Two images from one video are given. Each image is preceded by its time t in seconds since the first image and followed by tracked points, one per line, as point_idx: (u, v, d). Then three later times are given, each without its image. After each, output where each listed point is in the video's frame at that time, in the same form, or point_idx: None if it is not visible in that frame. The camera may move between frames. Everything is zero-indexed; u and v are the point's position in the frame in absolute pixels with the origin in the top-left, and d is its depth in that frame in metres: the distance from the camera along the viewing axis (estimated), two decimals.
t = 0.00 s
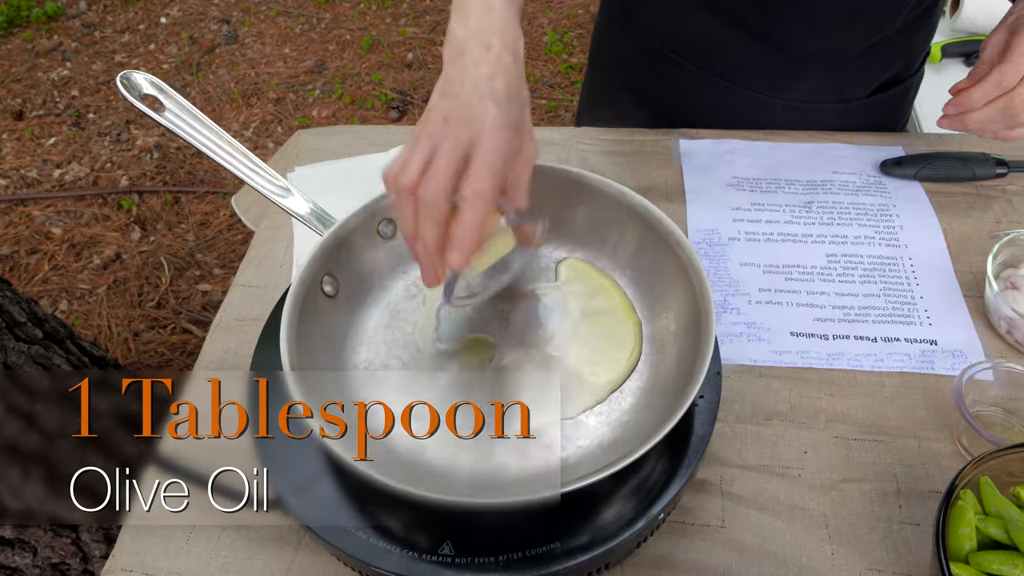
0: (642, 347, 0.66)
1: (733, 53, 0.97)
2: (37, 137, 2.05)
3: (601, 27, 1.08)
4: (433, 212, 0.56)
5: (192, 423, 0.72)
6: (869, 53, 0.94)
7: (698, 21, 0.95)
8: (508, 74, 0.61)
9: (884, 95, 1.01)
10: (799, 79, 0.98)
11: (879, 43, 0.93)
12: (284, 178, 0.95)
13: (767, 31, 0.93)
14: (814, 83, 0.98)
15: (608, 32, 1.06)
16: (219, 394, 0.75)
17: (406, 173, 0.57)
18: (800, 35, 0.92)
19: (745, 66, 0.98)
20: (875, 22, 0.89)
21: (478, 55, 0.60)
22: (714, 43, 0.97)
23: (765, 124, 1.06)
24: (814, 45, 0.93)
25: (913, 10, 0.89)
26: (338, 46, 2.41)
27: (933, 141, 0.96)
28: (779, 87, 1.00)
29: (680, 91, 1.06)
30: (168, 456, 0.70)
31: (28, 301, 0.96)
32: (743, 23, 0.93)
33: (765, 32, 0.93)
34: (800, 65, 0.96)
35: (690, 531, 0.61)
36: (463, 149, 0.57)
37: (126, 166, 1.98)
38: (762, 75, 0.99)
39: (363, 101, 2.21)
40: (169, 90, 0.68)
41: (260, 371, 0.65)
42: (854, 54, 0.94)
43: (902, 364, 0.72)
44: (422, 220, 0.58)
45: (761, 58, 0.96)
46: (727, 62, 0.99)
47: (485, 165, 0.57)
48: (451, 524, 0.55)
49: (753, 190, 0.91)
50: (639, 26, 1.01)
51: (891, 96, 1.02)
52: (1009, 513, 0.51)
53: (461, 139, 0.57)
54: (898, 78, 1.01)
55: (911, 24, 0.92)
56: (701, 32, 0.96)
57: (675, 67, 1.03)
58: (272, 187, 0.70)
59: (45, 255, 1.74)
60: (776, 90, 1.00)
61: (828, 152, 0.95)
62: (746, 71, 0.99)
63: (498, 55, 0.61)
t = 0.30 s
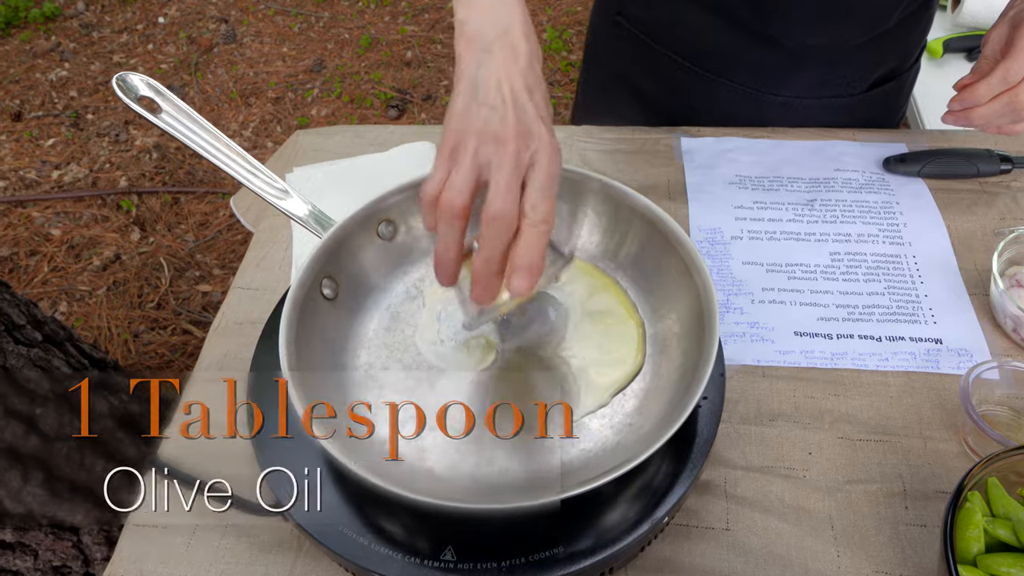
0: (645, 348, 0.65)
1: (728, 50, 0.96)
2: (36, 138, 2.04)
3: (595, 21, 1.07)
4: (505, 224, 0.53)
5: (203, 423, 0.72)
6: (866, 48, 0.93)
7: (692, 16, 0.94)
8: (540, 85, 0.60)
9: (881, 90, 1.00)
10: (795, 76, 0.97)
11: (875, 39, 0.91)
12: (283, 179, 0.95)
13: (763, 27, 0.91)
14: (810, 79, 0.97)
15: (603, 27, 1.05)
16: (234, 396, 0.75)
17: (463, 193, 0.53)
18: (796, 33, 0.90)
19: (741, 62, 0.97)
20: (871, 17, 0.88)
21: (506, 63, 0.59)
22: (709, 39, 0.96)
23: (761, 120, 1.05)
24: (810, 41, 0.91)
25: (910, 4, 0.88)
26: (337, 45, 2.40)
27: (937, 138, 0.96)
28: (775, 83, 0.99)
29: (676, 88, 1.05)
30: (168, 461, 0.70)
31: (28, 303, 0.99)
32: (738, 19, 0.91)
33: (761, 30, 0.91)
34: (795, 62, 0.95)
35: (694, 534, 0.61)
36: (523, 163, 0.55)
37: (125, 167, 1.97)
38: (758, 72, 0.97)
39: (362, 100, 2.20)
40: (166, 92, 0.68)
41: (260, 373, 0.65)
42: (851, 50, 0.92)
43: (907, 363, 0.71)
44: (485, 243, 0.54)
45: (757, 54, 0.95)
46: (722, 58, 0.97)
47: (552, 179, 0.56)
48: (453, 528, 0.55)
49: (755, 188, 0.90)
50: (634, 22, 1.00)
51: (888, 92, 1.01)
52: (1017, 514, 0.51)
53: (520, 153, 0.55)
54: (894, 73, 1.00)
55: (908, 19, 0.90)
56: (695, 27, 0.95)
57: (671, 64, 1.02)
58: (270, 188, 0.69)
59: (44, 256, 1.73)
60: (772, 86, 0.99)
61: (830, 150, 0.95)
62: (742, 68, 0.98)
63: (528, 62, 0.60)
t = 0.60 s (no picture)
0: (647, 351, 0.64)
1: (723, 49, 0.95)
2: (30, 137, 2.02)
3: (589, 19, 1.06)
4: (496, 258, 0.50)
5: (229, 423, 0.72)
6: (862, 46, 0.91)
7: (687, 15, 0.93)
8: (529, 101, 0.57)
9: (875, 87, 0.99)
10: (791, 74, 0.95)
11: (871, 37, 0.90)
12: (277, 179, 0.94)
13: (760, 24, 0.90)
14: (806, 77, 0.95)
15: (597, 25, 1.05)
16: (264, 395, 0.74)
17: (454, 225, 0.50)
18: (793, 31, 0.89)
19: (735, 62, 0.96)
20: (867, 13, 0.86)
21: (491, 78, 0.56)
22: (704, 38, 0.94)
23: (757, 119, 1.04)
24: (807, 39, 0.89)
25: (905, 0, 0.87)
26: (333, 42, 2.39)
27: (936, 136, 0.95)
28: (769, 82, 0.97)
29: (671, 88, 1.03)
30: (163, 466, 0.69)
31: (22, 303, 0.96)
32: (734, 16, 0.90)
33: (759, 28, 0.90)
34: (792, 61, 0.93)
35: (694, 538, 0.60)
36: (514, 190, 0.51)
37: (121, 166, 1.96)
38: (755, 70, 0.96)
39: (359, 98, 2.19)
40: (158, 93, 0.66)
41: (253, 375, 0.64)
42: (847, 47, 0.91)
43: (908, 364, 0.70)
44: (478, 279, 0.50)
45: (752, 54, 0.94)
46: (717, 58, 0.96)
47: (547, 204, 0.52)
48: (451, 535, 0.54)
49: (754, 187, 0.89)
50: (628, 20, 0.99)
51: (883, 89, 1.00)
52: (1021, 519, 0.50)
53: (512, 180, 0.52)
54: (889, 71, 0.99)
55: (902, 17, 0.90)
56: (689, 26, 0.94)
57: (666, 65, 1.00)
58: (263, 190, 0.68)
59: (40, 256, 1.71)
60: (767, 84, 0.97)
61: (830, 148, 0.94)
62: (737, 68, 0.96)
63: (514, 79, 0.57)
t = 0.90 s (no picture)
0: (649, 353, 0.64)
1: (722, 47, 0.94)
2: (31, 134, 2.01)
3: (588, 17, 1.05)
4: (437, 233, 0.47)
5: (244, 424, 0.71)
6: (861, 43, 0.90)
7: (686, 12, 0.92)
8: (498, 68, 0.52)
9: (876, 85, 0.98)
10: (791, 72, 0.94)
11: (872, 35, 0.89)
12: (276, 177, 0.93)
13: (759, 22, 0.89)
14: (805, 75, 0.95)
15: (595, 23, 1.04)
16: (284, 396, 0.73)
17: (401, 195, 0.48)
18: (793, 29, 0.88)
19: (734, 60, 0.95)
20: (868, 11, 0.85)
21: (462, 50, 0.52)
22: (703, 35, 0.93)
23: (758, 117, 1.03)
24: (805, 36, 0.88)
25: None
26: (334, 39, 2.38)
27: (940, 136, 0.94)
28: (768, 79, 0.96)
29: (670, 86, 1.03)
30: (160, 467, 0.68)
31: (22, 302, 0.96)
32: (733, 14, 0.89)
33: (760, 25, 0.89)
34: (792, 59, 0.92)
35: (695, 543, 0.59)
36: (466, 156, 0.48)
37: (121, 163, 1.95)
38: (754, 68, 0.95)
39: (360, 95, 2.18)
40: (154, 91, 0.66)
41: (252, 378, 0.63)
42: (846, 45, 0.90)
43: (912, 367, 0.70)
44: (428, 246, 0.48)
45: (750, 51, 0.93)
46: (716, 56, 0.95)
47: (501, 172, 0.48)
48: (451, 539, 0.53)
49: (757, 187, 0.89)
50: (626, 18, 0.98)
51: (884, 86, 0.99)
52: None
53: (460, 144, 0.48)
54: (890, 68, 0.98)
55: (903, 14, 0.89)
56: (687, 23, 0.93)
57: (664, 62, 1.00)
58: (260, 189, 0.67)
59: (40, 253, 1.71)
60: (766, 82, 0.97)
61: (833, 147, 0.93)
62: (737, 65, 0.95)
63: (483, 48, 0.53)
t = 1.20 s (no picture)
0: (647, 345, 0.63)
1: (717, 35, 0.93)
2: (29, 131, 2.01)
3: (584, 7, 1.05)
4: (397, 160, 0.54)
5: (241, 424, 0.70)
6: (857, 30, 0.90)
7: None
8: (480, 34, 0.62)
9: (871, 72, 0.97)
10: (787, 59, 0.94)
11: (867, 21, 0.89)
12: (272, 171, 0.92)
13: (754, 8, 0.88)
14: (800, 62, 0.94)
15: (591, 12, 1.03)
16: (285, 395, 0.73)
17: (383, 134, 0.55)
18: (788, 14, 0.87)
19: (730, 47, 0.94)
20: None
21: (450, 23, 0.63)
22: (699, 23, 0.93)
23: (754, 106, 1.02)
24: (800, 20, 0.88)
25: None
26: (332, 33, 2.37)
27: (938, 125, 0.94)
28: (763, 66, 0.96)
29: (666, 75, 1.02)
30: (157, 463, 0.68)
31: (20, 299, 0.95)
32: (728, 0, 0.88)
33: (754, 11, 0.88)
34: (787, 47, 0.92)
35: (691, 533, 0.59)
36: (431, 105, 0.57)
37: (120, 159, 1.94)
38: (750, 55, 0.94)
39: (358, 89, 2.17)
40: (147, 85, 0.65)
41: (248, 373, 0.63)
42: (842, 31, 0.89)
43: (909, 356, 0.69)
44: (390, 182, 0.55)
45: (744, 37, 0.92)
46: (711, 44, 0.95)
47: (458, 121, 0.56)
48: (447, 532, 0.53)
49: (754, 177, 0.88)
50: (621, 6, 0.98)
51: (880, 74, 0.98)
52: None
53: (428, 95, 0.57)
54: (885, 55, 0.97)
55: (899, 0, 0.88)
56: (682, 11, 0.92)
57: (659, 50, 0.99)
58: (253, 183, 0.67)
59: (40, 249, 1.70)
60: (762, 69, 0.96)
61: (830, 137, 0.92)
62: (732, 53, 0.95)
63: (468, 18, 0.62)
